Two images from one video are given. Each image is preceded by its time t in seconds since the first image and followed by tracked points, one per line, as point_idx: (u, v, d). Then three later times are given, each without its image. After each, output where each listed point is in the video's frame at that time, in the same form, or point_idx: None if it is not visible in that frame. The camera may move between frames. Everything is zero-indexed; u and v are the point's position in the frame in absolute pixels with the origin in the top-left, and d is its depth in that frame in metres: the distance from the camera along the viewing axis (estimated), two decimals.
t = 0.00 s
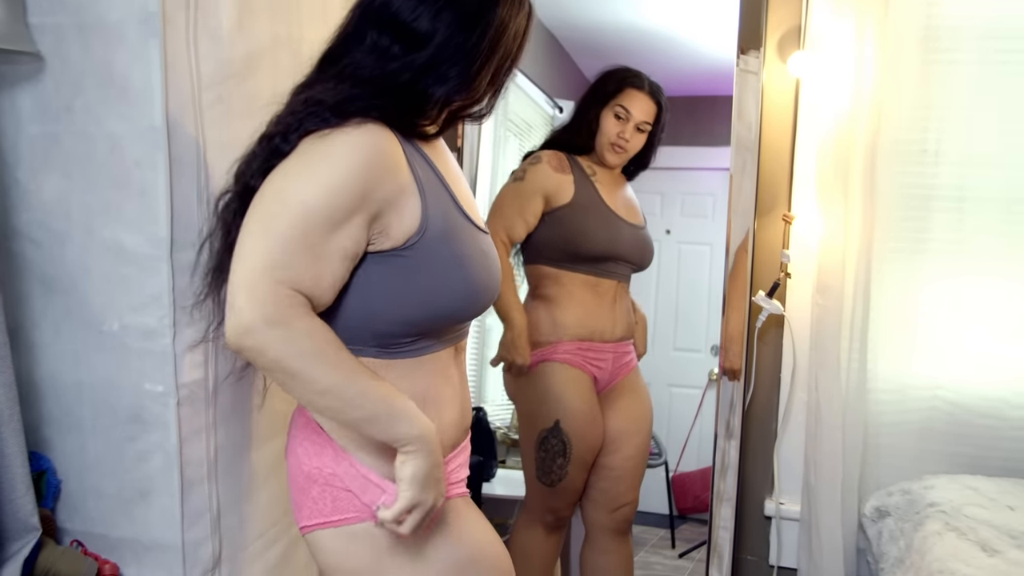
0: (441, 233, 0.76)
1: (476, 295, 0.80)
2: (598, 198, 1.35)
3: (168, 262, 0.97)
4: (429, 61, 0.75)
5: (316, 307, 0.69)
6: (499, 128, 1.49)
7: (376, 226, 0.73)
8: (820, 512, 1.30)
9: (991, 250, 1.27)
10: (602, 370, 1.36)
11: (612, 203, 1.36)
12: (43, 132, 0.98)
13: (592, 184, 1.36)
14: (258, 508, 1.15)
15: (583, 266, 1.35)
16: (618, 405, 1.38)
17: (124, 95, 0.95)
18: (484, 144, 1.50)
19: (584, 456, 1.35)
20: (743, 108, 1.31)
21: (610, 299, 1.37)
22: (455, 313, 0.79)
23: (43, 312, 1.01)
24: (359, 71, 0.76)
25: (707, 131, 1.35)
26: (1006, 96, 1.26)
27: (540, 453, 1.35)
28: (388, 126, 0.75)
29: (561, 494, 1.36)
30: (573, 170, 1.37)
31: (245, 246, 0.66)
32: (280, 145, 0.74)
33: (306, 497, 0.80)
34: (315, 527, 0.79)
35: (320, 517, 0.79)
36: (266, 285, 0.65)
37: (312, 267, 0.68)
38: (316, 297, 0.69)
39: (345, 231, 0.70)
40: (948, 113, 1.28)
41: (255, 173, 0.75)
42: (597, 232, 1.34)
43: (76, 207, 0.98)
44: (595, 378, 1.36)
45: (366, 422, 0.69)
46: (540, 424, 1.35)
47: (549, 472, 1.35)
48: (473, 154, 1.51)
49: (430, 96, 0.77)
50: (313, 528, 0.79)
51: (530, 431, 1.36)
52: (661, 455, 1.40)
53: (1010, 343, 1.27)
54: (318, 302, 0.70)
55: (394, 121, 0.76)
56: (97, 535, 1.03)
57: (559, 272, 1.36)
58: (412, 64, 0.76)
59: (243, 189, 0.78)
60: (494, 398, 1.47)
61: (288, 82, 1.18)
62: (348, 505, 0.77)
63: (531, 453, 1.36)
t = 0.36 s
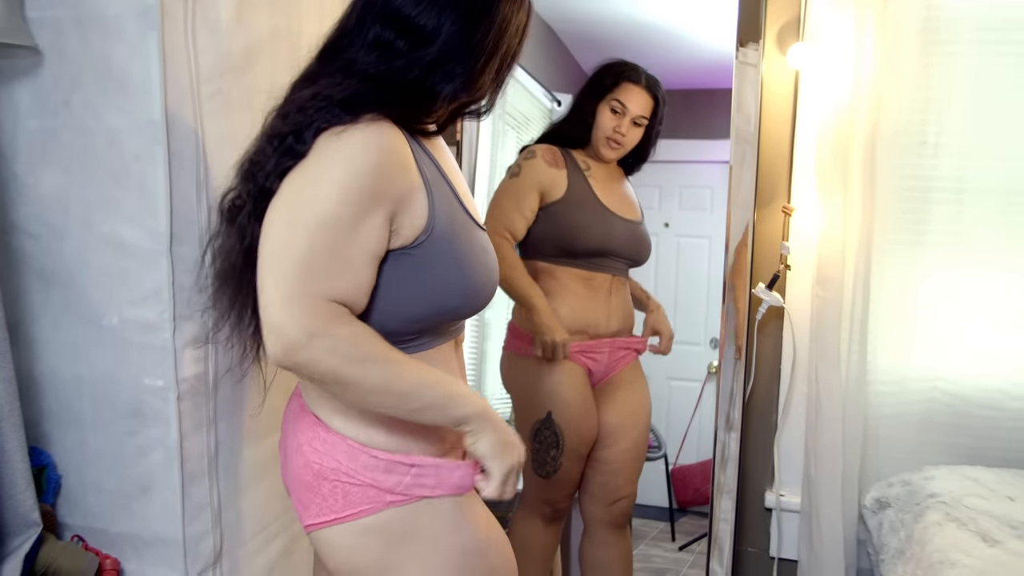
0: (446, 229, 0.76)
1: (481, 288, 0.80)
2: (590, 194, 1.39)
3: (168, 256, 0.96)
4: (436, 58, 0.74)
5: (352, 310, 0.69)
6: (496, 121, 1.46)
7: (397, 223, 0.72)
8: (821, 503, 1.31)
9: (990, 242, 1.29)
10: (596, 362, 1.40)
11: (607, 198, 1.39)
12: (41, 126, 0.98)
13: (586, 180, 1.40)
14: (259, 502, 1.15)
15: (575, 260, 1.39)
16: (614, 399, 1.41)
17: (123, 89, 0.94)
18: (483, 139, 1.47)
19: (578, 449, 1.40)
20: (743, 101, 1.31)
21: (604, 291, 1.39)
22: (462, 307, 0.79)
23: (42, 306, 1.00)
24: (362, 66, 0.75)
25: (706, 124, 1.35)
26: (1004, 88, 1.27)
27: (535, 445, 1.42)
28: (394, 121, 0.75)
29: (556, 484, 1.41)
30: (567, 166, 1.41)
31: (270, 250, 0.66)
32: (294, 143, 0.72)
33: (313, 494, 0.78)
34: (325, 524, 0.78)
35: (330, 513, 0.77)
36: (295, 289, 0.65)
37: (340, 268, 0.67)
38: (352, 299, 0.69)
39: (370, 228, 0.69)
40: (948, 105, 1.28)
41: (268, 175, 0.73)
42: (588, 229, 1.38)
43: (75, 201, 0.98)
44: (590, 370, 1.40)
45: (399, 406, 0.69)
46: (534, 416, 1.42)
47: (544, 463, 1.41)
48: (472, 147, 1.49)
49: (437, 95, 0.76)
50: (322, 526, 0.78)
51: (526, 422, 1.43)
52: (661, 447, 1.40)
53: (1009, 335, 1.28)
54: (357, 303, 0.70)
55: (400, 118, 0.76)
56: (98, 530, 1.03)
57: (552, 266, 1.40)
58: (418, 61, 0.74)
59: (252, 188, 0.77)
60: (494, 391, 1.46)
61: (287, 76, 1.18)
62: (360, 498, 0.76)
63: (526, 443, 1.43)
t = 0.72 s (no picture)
0: (458, 223, 0.76)
1: (489, 283, 0.80)
2: (584, 189, 1.38)
3: (168, 249, 0.96)
4: (439, 54, 0.74)
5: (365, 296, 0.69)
6: (496, 115, 1.46)
7: (411, 217, 0.73)
8: (821, 497, 1.31)
9: (990, 235, 1.29)
10: (590, 357, 1.38)
11: (603, 192, 1.38)
12: (41, 120, 0.98)
13: (578, 174, 1.39)
14: (260, 496, 1.16)
15: (570, 255, 1.38)
16: (610, 393, 1.40)
17: (123, 82, 0.94)
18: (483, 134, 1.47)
19: (572, 442, 1.40)
20: (743, 96, 1.32)
21: (598, 286, 1.38)
22: (469, 303, 0.79)
23: (43, 301, 1.01)
24: (364, 62, 0.74)
25: (707, 118, 1.35)
26: (1004, 81, 1.26)
27: (530, 437, 1.41)
28: (412, 117, 0.75)
29: (553, 476, 1.42)
30: (560, 161, 1.40)
31: (286, 238, 0.66)
32: (313, 139, 0.71)
33: (322, 490, 0.77)
34: (333, 521, 0.76)
35: (340, 509, 0.76)
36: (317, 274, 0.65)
37: (358, 258, 0.67)
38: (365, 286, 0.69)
39: (387, 222, 0.69)
40: (948, 98, 1.28)
41: (287, 171, 0.71)
42: (584, 223, 1.37)
43: (76, 195, 0.97)
44: (583, 364, 1.39)
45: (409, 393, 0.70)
46: (527, 407, 1.41)
47: (539, 456, 1.41)
48: (472, 142, 1.47)
49: (444, 90, 0.76)
50: (329, 522, 0.77)
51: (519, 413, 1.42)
52: (660, 441, 1.40)
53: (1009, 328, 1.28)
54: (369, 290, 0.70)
55: (413, 114, 0.76)
56: (99, 524, 1.03)
57: (547, 262, 1.38)
58: (423, 55, 0.74)
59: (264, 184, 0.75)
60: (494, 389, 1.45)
61: (287, 70, 1.18)
62: (371, 493, 0.76)
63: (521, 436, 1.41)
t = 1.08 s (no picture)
0: (457, 217, 0.76)
1: (486, 280, 0.79)
2: (589, 182, 1.35)
3: (169, 242, 0.96)
4: (447, 48, 0.74)
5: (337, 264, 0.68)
6: (499, 109, 1.48)
7: (399, 198, 0.72)
8: (821, 491, 1.31)
9: (992, 229, 1.28)
10: (595, 351, 1.36)
11: (608, 185, 1.36)
12: (41, 112, 0.97)
13: (584, 167, 1.36)
14: (260, 488, 1.16)
15: (575, 250, 1.35)
16: (614, 387, 1.38)
17: (123, 74, 0.94)
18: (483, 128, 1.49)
19: (577, 436, 1.36)
20: (745, 88, 1.32)
21: (602, 281, 1.36)
22: (464, 299, 0.79)
23: (44, 293, 1.01)
24: (371, 53, 0.74)
25: (708, 112, 1.35)
26: (1006, 75, 1.26)
27: (533, 432, 1.37)
28: (416, 107, 0.75)
29: (556, 472, 1.38)
30: (566, 152, 1.37)
31: (267, 204, 0.65)
32: (309, 118, 0.72)
33: (323, 482, 0.77)
34: (334, 513, 0.77)
35: (341, 501, 0.76)
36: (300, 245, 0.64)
37: (336, 233, 0.67)
38: (337, 253, 0.68)
39: (372, 202, 0.69)
40: (951, 91, 1.28)
41: (280, 147, 0.74)
42: (589, 215, 1.34)
43: (76, 187, 0.97)
44: (588, 358, 1.36)
45: (363, 366, 0.68)
46: (531, 402, 1.37)
47: (543, 450, 1.37)
48: (473, 133, 1.50)
49: (451, 85, 0.76)
50: (331, 515, 0.77)
51: (522, 407, 1.38)
52: (660, 435, 1.40)
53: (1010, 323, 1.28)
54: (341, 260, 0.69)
55: (417, 105, 0.75)
56: (99, 516, 1.03)
57: (550, 255, 1.37)
58: (431, 48, 0.74)
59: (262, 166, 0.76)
60: (494, 378, 1.46)
61: (288, 62, 1.17)
62: (371, 486, 0.76)
63: (524, 431, 1.38)
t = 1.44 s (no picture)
0: (459, 213, 0.76)
1: (486, 277, 0.79)
2: (597, 177, 1.33)
3: (172, 237, 0.96)
4: (456, 46, 0.74)
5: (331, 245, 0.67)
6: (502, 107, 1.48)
7: (399, 188, 0.72)
8: (825, 488, 1.31)
9: (996, 225, 1.28)
10: (600, 347, 1.34)
11: (614, 180, 1.34)
12: (45, 106, 0.97)
13: (592, 162, 1.34)
14: (263, 482, 1.16)
15: (579, 246, 1.33)
16: (618, 383, 1.37)
17: (126, 69, 0.94)
18: (486, 125, 1.49)
19: (582, 432, 1.34)
20: (749, 84, 1.31)
21: (607, 277, 1.35)
22: (464, 296, 0.78)
23: (47, 287, 1.00)
24: (380, 47, 0.73)
25: (712, 107, 1.35)
26: (1011, 70, 1.26)
27: (537, 427, 1.35)
28: (421, 101, 0.74)
29: (560, 467, 1.36)
30: (574, 146, 1.34)
31: (266, 187, 0.64)
32: (312, 108, 0.72)
33: (324, 478, 0.77)
34: (335, 509, 0.77)
35: (342, 498, 0.76)
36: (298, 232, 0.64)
37: (332, 220, 0.66)
38: (333, 237, 0.67)
39: (371, 191, 0.69)
40: (956, 87, 1.27)
41: (282, 135, 0.74)
42: (596, 212, 1.32)
43: (80, 182, 0.97)
44: (593, 354, 1.35)
45: (359, 353, 0.68)
46: (535, 397, 1.34)
47: (547, 446, 1.34)
48: (475, 129, 1.50)
49: (458, 83, 0.75)
50: (332, 510, 0.77)
51: (527, 403, 1.35)
52: (663, 430, 1.41)
53: (1014, 319, 1.28)
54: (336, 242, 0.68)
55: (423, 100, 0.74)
56: (103, 510, 1.03)
57: (555, 250, 1.34)
58: (439, 46, 0.74)
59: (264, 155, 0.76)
60: (496, 373, 1.48)
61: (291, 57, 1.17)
62: (372, 483, 0.76)
63: (529, 427, 1.36)
